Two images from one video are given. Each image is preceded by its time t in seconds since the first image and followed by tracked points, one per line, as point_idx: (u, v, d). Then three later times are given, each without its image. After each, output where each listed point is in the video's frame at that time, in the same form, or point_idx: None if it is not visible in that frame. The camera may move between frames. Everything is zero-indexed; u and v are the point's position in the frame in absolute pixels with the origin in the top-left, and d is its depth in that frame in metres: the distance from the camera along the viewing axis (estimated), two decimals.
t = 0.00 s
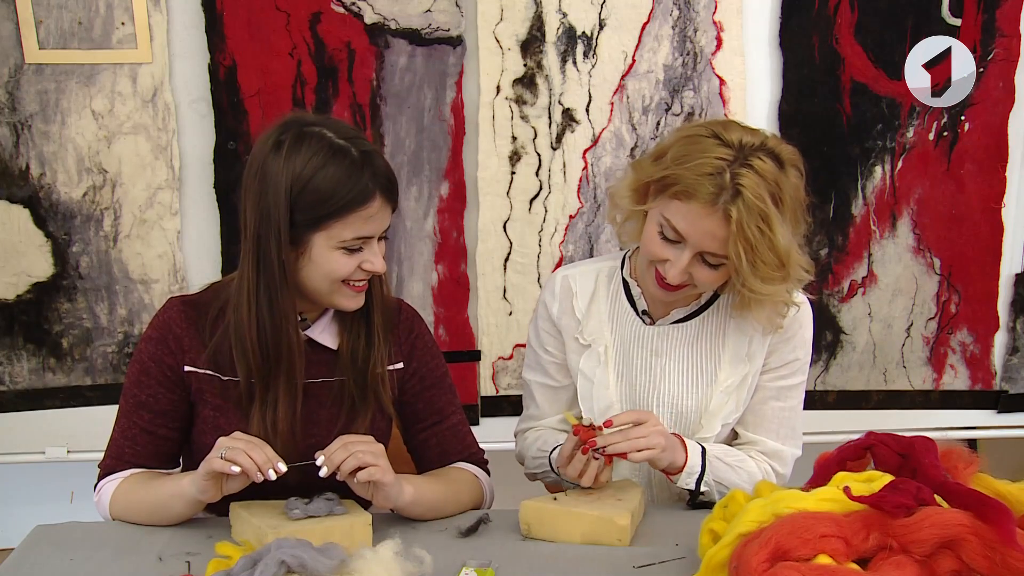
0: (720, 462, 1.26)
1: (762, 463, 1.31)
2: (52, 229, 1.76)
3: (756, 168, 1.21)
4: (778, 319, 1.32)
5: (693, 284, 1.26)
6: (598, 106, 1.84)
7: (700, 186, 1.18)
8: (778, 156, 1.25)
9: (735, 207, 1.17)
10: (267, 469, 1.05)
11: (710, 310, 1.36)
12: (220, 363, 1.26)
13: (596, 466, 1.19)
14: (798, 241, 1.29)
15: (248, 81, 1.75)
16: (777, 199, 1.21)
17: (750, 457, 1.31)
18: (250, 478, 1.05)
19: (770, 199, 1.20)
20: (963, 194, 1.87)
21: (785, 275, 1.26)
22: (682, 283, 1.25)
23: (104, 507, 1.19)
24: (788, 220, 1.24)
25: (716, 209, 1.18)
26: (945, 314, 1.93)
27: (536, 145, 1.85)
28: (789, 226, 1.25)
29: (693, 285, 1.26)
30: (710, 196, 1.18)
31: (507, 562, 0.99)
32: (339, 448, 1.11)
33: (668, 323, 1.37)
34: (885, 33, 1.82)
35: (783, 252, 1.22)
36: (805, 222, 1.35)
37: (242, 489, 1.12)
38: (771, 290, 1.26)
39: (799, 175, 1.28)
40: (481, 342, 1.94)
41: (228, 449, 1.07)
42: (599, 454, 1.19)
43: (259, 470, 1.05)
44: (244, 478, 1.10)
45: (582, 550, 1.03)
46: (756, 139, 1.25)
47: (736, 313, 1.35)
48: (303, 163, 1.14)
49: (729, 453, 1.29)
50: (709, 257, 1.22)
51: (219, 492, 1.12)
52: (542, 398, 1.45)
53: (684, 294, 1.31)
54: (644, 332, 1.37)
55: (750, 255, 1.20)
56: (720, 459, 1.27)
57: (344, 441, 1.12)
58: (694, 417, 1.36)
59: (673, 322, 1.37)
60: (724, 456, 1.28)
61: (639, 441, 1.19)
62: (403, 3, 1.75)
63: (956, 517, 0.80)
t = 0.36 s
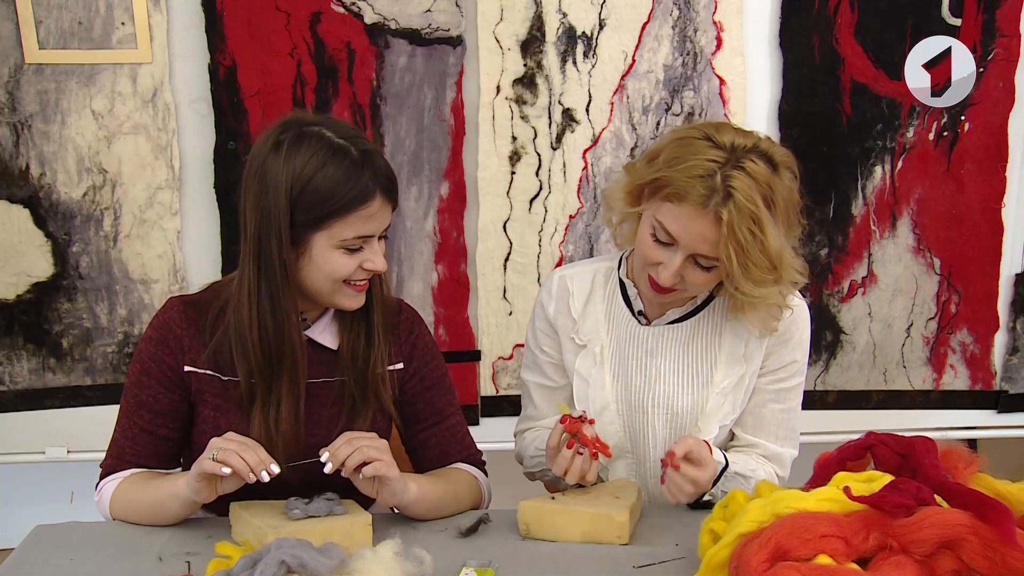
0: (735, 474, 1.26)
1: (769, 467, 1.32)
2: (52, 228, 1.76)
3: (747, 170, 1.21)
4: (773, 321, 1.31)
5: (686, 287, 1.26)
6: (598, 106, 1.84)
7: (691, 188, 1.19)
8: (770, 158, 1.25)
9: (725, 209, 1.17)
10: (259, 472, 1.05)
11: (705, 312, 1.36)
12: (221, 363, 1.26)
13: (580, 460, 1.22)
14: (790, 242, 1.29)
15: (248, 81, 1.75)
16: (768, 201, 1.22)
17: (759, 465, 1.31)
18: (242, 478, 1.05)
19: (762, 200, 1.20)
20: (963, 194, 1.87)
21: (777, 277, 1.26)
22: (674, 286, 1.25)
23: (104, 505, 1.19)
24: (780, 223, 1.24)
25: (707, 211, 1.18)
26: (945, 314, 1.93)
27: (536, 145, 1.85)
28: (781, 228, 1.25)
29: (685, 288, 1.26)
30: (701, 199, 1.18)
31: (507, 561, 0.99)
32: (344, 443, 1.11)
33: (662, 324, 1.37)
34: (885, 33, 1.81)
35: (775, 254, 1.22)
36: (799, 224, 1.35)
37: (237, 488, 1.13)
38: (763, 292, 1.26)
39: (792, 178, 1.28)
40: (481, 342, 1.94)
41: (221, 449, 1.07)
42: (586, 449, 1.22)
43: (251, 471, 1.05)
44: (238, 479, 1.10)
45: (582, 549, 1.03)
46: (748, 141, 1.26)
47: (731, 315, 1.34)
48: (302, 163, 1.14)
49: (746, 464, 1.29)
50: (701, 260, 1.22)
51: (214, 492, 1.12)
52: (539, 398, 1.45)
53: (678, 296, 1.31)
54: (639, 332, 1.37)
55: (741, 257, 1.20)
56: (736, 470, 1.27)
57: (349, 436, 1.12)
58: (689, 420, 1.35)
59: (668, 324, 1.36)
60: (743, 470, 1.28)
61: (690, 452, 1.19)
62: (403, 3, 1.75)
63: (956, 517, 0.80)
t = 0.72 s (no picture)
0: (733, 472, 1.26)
1: (768, 467, 1.32)
2: (52, 229, 1.76)
3: (734, 154, 1.22)
4: (770, 305, 1.32)
5: (685, 278, 1.25)
6: (598, 106, 1.84)
7: (679, 176, 1.20)
8: (755, 143, 1.26)
9: (715, 192, 1.18)
10: (267, 478, 1.05)
11: (704, 313, 1.36)
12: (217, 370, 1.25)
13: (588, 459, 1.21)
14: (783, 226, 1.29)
15: (248, 81, 1.75)
16: (757, 182, 1.22)
17: (759, 465, 1.31)
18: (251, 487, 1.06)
19: (750, 182, 1.21)
20: (963, 194, 1.87)
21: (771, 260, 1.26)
22: (673, 277, 1.25)
23: (102, 508, 1.19)
24: (770, 202, 1.24)
25: (697, 195, 1.18)
26: (945, 314, 1.93)
27: (536, 145, 1.85)
28: (773, 211, 1.25)
29: (685, 280, 1.26)
30: (689, 184, 1.19)
31: (507, 561, 0.99)
32: (337, 454, 1.11)
33: (660, 324, 1.37)
34: (885, 33, 1.81)
35: (768, 235, 1.22)
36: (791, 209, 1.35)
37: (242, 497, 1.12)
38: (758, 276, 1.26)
39: (778, 159, 1.29)
40: (481, 342, 1.94)
41: (226, 462, 1.06)
42: (589, 449, 1.22)
43: (259, 479, 1.05)
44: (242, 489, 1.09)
45: (582, 549, 1.03)
46: (732, 128, 1.27)
47: (731, 307, 1.34)
48: (296, 169, 1.13)
49: (746, 464, 1.29)
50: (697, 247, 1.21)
51: (223, 499, 1.11)
52: (539, 399, 1.45)
53: (677, 291, 1.31)
54: (638, 333, 1.37)
55: (734, 240, 1.19)
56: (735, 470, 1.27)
57: (342, 447, 1.12)
58: (689, 421, 1.35)
59: (667, 324, 1.37)
60: (744, 470, 1.28)
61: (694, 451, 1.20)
62: (403, 3, 1.75)
63: (956, 517, 0.80)
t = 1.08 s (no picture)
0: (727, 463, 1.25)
1: (766, 466, 1.30)
2: (52, 229, 1.76)
3: (702, 139, 1.23)
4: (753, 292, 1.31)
5: (668, 266, 1.26)
6: (598, 106, 1.84)
7: (647, 164, 1.23)
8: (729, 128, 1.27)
9: (678, 176, 1.20)
10: (252, 493, 1.03)
11: (710, 308, 1.36)
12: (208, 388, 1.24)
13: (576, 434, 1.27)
14: (762, 211, 1.28)
15: (248, 81, 1.75)
16: (728, 166, 1.22)
17: (755, 459, 1.30)
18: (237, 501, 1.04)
19: (718, 166, 1.21)
20: (963, 194, 1.87)
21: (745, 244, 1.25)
22: (655, 266, 1.27)
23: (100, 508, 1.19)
24: (743, 184, 1.23)
25: (662, 181, 1.21)
26: (945, 314, 1.93)
27: (536, 145, 1.85)
28: (747, 196, 1.24)
29: (670, 268, 1.27)
30: (654, 169, 1.21)
31: (507, 561, 0.99)
32: (338, 466, 1.09)
33: (665, 318, 1.37)
34: (885, 33, 1.81)
35: (737, 219, 1.22)
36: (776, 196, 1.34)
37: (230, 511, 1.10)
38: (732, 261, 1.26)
39: (757, 141, 1.28)
40: (481, 342, 1.94)
41: (209, 479, 1.04)
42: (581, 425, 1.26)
43: (243, 494, 1.04)
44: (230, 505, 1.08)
45: (582, 549, 1.03)
46: (706, 114, 1.28)
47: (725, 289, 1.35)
48: (288, 202, 1.07)
49: (740, 455, 1.27)
50: (672, 234, 1.23)
51: (211, 512, 1.09)
52: (542, 388, 1.50)
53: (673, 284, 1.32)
54: (643, 324, 1.38)
55: (699, 224, 1.20)
56: (728, 460, 1.25)
57: (344, 459, 1.10)
58: (691, 417, 1.35)
59: (670, 318, 1.37)
60: (735, 457, 1.26)
61: (665, 422, 1.23)
62: (403, 2, 1.75)
63: (956, 517, 0.80)
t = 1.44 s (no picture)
0: (712, 467, 1.25)
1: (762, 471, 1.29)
2: (52, 229, 1.76)
3: (689, 131, 1.25)
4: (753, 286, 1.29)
5: (665, 259, 1.28)
6: (598, 106, 1.84)
7: (635, 158, 1.27)
8: (723, 120, 1.27)
9: (659, 169, 1.23)
10: (257, 494, 1.04)
11: (729, 310, 1.35)
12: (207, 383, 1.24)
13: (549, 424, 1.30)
14: (758, 203, 1.27)
15: (248, 81, 1.75)
16: (712, 157, 1.23)
17: (749, 464, 1.28)
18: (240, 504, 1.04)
19: (700, 157, 1.22)
20: (963, 194, 1.88)
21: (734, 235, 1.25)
22: (653, 260, 1.29)
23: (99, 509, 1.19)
24: (729, 175, 1.23)
25: (646, 174, 1.24)
26: (945, 314, 1.93)
27: (536, 145, 1.85)
28: (735, 187, 1.24)
29: (669, 263, 1.29)
30: (640, 163, 1.26)
31: (507, 561, 0.99)
32: (340, 467, 1.09)
33: (685, 318, 1.37)
34: (885, 33, 1.81)
35: (719, 210, 1.22)
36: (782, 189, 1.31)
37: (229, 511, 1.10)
38: (721, 252, 1.25)
39: (753, 132, 1.27)
40: (481, 342, 1.94)
41: (215, 479, 1.05)
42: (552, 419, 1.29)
43: (248, 496, 1.04)
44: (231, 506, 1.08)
45: (582, 549, 1.03)
46: (700, 107, 1.30)
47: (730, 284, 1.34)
48: (289, 204, 1.05)
49: (728, 459, 1.26)
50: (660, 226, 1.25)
51: (212, 512, 1.09)
52: (564, 378, 1.55)
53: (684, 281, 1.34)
54: (662, 324, 1.39)
55: (678, 214, 1.22)
56: (712, 465, 1.25)
57: (345, 461, 1.10)
58: (703, 416, 1.35)
59: (690, 318, 1.37)
60: (721, 461, 1.25)
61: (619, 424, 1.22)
62: (403, 2, 1.75)
63: (956, 517, 0.80)
